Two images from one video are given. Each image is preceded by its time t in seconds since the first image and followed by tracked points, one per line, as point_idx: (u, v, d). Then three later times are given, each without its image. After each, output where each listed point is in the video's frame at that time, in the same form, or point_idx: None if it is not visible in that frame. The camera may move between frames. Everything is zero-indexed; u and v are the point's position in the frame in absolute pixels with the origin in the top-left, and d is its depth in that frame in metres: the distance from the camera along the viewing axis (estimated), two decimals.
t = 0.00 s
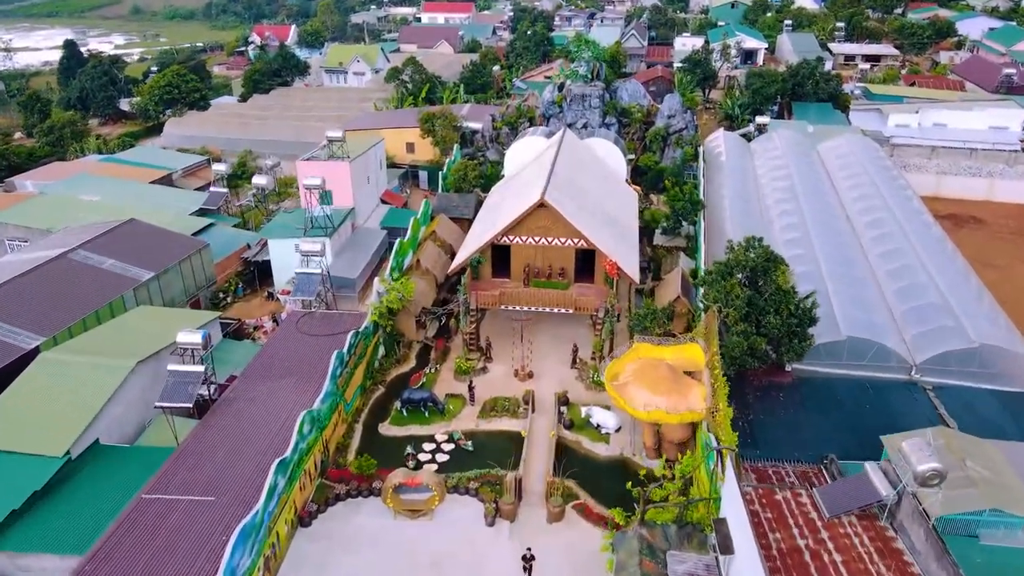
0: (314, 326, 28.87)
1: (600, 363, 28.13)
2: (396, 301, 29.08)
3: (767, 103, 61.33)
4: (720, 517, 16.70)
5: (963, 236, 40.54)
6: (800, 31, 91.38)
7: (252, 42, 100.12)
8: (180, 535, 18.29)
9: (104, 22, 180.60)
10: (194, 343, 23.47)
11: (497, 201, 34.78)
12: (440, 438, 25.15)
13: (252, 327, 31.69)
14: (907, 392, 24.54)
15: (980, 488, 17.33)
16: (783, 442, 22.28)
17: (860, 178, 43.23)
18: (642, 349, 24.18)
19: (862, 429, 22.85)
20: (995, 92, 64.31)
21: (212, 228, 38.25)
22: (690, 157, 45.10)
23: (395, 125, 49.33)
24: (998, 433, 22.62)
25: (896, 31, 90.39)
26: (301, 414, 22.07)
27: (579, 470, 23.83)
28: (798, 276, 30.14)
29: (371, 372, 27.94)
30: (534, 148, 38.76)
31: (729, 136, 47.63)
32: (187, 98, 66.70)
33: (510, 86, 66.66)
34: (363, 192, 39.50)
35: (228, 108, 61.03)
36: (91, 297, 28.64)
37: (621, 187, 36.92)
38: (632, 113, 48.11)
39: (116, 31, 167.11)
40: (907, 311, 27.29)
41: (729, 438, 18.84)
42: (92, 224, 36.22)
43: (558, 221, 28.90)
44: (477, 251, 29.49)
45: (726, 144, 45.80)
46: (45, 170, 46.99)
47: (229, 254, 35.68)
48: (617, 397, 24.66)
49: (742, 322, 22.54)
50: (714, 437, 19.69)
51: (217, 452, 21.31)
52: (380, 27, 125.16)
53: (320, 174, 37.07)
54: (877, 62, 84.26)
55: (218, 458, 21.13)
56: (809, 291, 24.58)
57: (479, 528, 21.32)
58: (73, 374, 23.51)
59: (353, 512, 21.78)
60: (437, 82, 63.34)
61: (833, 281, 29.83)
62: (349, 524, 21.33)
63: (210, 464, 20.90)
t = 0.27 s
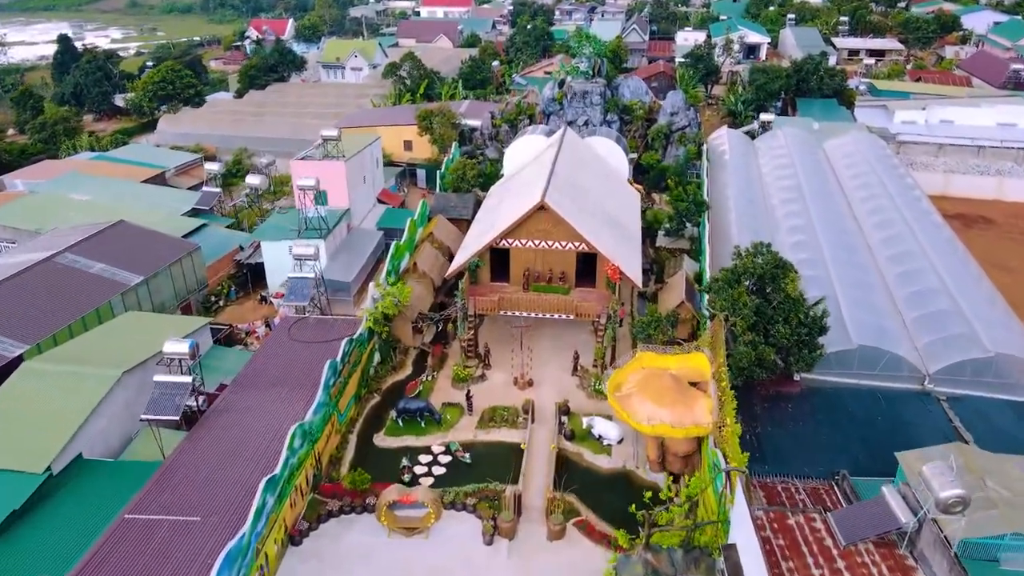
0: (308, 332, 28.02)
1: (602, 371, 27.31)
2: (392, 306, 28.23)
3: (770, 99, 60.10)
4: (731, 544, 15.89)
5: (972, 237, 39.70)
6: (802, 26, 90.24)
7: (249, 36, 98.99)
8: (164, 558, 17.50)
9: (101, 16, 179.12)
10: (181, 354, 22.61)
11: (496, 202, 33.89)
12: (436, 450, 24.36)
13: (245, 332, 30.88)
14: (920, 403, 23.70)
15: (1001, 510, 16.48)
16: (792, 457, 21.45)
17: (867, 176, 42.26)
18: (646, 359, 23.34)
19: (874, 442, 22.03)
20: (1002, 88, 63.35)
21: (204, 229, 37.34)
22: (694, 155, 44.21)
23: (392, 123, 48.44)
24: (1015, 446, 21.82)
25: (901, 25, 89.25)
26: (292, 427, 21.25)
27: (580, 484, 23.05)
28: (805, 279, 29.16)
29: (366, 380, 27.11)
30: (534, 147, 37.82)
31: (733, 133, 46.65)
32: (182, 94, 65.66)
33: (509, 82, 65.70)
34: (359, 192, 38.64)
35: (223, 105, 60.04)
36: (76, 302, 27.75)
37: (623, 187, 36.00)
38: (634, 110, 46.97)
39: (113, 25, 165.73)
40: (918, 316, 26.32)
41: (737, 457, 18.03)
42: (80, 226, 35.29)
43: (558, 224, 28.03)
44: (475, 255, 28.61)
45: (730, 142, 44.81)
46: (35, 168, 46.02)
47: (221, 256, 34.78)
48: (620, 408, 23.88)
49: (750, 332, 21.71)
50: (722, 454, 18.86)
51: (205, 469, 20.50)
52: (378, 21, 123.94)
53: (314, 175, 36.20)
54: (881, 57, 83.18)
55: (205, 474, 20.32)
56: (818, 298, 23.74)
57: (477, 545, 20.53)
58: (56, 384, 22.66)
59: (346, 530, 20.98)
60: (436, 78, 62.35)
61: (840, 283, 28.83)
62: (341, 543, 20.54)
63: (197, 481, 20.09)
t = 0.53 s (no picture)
0: (300, 339, 27.17)
1: (604, 379, 26.48)
2: (387, 312, 27.38)
3: (775, 95, 59.15)
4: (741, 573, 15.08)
5: (982, 237, 38.82)
6: (806, 19, 89.13)
7: (246, 30, 97.94)
8: None
9: (98, 9, 177.86)
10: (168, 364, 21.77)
11: (494, 203, 33.01)
12: (433, 463, 23.55)
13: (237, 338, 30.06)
14: (934, 414, 22.87)
15: None
16: (802, 472, 20.62)
17: (873, 175, 41.33)
18: (650, 369, 22.51)
19: (887, 457, 21.22)
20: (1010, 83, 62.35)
21: (197, 231, 36.47)
22: (697, 153, 43.30)
23: (390, 120, 47.56)
24: None
25: (906, 19, 88.11)
26: (282, 442, 20.43)
27: (581, 499, 22.25)
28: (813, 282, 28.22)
29: (360, 389, 26.28)
30: (534, 145, 36.89)
31: (737, 130, 45.73)
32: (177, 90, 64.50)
33: (509, 78, 64.74)
34: (355, 192, 37.74)
35: (218, 101, 59.08)
36: (62, 308, 26.91)
37: (626, 186, 35.11)
38: (636, 106, 46.09)
39: (110, 18, 164.56)
40: (930, 322, 25.41)
41: (746, 478, 17.21)
42: (69, 227, 34.44)
43: (559, 227, 27.16)
44: (473, 259, 27.75)
45: (734, 139, 43.82)
46: (25, 167, 45.15)
47: (213, 259, 33.93)
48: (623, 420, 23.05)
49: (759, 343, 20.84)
50: (730, 473, 18.05)
51: (191, 487, 19.69)
52: (377, 14, 122.75)
53: (308, 175, 35.29)
54: (885, 52, 82.14)
55: (190, 493, 19.50)
56: (828, 306, 22.91)
57: (474, 566, 19.73)
58: (37, 396, 21.82)
59: (337, 549, 20.17)
60: (434, 74, 61.37)
61: (850, 285, 27.87)
62: (333, 563, 19.73)
63: (182, 500, 19.27)
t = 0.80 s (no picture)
0: (293, 347, 26.34)
1: (605, 389, 25.67)
2: (383, 319, 26.54)
3: (779, 91, 58.21)
4: None
5: (992, 238, 37.97)
6: (809, 14, 88.03)
7: (242, 25, 96.84)
8: None
9: (94, 2, 176.41)
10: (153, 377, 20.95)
11: (493, 205, 32.13)
12: (429, 477, 22.74)
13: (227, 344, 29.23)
14: (948, 427, 22.07)
15: None
16: (813, 490, 19.82)
17: (882, 175, 40.34)
18: (654, 381, 21.67)
19: (900, 473, 20.44)
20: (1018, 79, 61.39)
21: (189, 233, 35.60)
22: (700, 152, 42.41)
23: (387, 118, 46.66)
24: None
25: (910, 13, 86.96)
26: (271, 459, 19.62)
27: (583, 516, 21.46)
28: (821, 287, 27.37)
29: (354, 399, 25.45)
30: (534, 144, 35.98)
31: (741, 128, 44.83)
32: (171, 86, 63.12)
33: (508, 74, 63.77)
34: (350, 192, 36.84)
35: (212, 97, 58.10)
36: (46, 315, 26.07)
37: (628, 187, 34.26)
38: (638, 104, 45.17)
39: (107, 12, 163.12)
40: (943, 330, 24.57)
41: (756, 503, 16.39)
42: (57, 229, 33.57)
43: (560, 232, 26.30)
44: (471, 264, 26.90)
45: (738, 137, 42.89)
46: (14, 166, 44.24)
47: (204, 262, 33.06)
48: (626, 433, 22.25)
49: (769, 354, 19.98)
50: (738, 494, 17.24)
51: (177, 507, 18.89)
52: (375, 8, 121.53)
53: (302, 175, 34.40)
54: (890, 46, 81.04)
55: (175, 514, 18.69)
56: (839, 315, 22.07)
57: None
58: (18, 409, 21.01)
59: (329, 570, 19.40)
60: (432, 70, 60.37)
61: (858, 290, 27.05)
62: None
63: (166, 523, 18.44)
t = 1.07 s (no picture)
0: (285, 356, 25.50)
1: (608, 400, 24.86)
2: (378, 327, 25.70)
3: (783, 87, 57.29)
4: None
5: (1003, 239, 37.12)
6: (813, 8, 86.90)
7: (239, 19, 95.66)
8: None
9: None
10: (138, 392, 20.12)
11: (492, 207, 31.25)
12: (425, 494, 21.94)
13: (218, 352, 28.41)
14: (963, 442, 21.26)
15: None
16: (825, 510, 19.01)
17: (890, 173, 39.42)
18: (659, 396, 20.88)
19: (914, 492, 19.65)
20: None
21: (180, 235, 34.72)
22: (704, 152, 41.52)
23: (384, 115, 45.75)
24: None
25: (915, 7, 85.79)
26: (260, 478, 18.82)
27: (585, 534, 20.68)
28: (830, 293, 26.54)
29: (348, 410, 24.63)
30: (534, 144, 35.06)
31: (746, 126, 43.93)
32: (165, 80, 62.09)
33: (508, 70, 62.81)
34: (346, 193, 35.94)
35: (207, 93, 57.10)
36: (30, 323, 25.22)
37: (630, 188, 33.37)
38: (640, 101, 44.25)
39: (103, 5, 161.74)
40: (958, 339, 23.69)
41: (768, 529, 15.58)
42: (44, 232, 32.69)
43: (561, 237, 25.43)
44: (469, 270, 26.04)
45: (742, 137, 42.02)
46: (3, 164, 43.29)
47: (196, 266, 32.18)
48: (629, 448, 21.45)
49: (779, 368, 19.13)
50: (748, 518, 16.45)
51: (161, 529, 18.09)
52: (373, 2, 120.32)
53: (296, 177, 33.51)
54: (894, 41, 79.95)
55: (159, 537, 17.87)
56: (851, 325, 21.22)
57: None
58: None
59: None
60: (431, 66, 59.38)
61: (869, 296, 26.20)
62: None
63: (148, 545, 17.59)
